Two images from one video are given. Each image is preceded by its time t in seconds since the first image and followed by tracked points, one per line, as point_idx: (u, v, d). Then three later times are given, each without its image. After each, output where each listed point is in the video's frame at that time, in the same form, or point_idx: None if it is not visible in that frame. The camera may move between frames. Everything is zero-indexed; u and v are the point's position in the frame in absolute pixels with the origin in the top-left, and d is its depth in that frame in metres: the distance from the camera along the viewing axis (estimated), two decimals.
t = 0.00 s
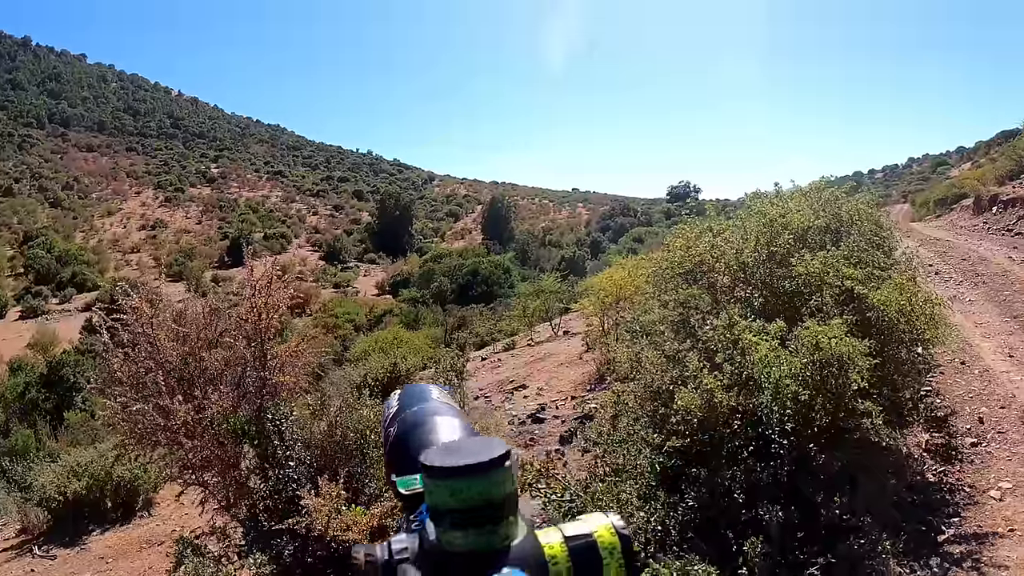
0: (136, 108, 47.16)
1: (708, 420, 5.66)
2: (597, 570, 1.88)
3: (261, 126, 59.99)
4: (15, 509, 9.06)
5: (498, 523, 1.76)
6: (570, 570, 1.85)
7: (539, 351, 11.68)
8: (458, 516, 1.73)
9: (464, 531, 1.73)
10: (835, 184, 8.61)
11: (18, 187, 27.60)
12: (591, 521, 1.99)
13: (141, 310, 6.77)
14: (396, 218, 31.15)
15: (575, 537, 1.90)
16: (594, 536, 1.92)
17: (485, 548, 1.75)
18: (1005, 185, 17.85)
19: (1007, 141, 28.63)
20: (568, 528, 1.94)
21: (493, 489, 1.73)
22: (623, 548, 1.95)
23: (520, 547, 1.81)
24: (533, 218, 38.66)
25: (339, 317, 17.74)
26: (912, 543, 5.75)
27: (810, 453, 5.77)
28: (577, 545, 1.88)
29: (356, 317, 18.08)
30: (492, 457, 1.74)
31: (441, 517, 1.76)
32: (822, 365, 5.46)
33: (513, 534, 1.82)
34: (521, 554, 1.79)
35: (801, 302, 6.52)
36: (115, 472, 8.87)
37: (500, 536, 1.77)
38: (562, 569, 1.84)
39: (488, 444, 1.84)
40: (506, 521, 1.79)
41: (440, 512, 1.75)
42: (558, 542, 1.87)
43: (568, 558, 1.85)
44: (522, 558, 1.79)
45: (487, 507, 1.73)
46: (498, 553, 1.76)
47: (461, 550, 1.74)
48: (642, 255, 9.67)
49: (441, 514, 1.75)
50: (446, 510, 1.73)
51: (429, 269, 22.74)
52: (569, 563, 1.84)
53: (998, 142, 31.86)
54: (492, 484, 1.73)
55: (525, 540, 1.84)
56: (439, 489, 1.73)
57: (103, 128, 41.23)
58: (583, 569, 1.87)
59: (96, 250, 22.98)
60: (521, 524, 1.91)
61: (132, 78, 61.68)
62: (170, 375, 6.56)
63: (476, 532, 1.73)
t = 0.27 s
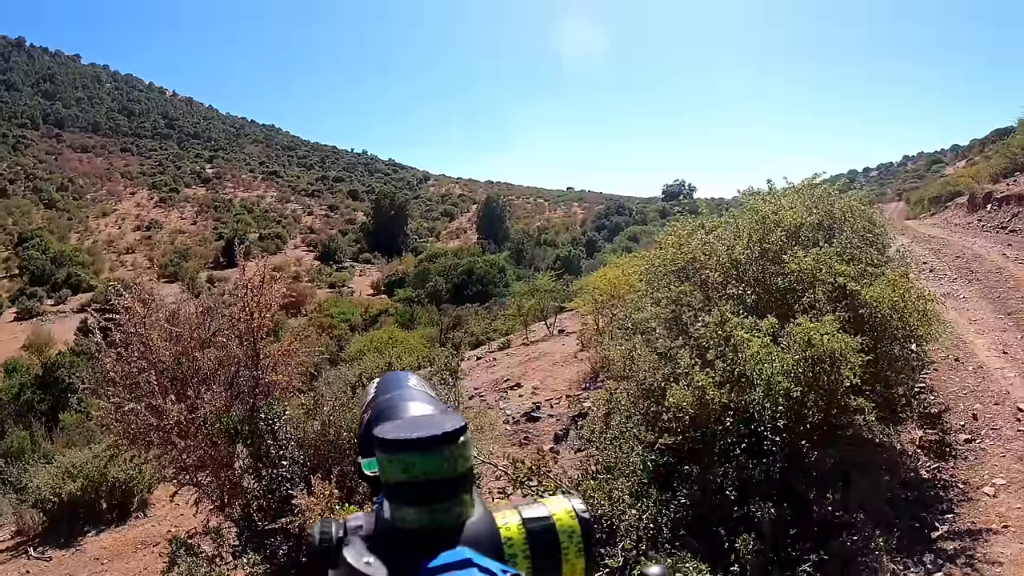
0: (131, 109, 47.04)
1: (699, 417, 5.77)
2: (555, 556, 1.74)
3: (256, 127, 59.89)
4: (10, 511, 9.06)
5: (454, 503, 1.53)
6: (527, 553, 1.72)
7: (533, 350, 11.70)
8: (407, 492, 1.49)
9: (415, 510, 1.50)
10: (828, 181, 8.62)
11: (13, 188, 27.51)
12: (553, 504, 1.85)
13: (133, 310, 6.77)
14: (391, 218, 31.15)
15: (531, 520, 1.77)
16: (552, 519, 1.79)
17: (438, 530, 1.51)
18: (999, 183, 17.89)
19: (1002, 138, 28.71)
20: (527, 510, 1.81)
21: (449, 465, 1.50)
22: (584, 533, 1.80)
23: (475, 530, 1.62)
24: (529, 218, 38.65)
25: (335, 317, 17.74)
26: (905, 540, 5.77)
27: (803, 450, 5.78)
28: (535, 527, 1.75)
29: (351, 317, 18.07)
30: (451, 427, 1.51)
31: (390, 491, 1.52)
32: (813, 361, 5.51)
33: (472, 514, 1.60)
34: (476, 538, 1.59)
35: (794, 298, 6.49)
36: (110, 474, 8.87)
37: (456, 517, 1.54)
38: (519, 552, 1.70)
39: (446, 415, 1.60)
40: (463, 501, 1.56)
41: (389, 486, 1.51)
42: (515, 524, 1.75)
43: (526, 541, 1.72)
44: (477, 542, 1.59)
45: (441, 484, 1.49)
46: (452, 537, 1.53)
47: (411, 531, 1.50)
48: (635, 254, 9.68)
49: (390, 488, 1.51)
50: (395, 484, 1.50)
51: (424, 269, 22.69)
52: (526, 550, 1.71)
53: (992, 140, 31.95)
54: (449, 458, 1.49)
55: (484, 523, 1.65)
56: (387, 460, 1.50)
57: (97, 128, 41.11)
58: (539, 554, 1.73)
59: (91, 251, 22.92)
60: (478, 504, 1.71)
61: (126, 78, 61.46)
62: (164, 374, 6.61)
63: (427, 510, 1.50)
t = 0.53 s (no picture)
0: (125, 110, 46.94)
1: (693, 413, 5.73)
2: (553, 529, 1.65)
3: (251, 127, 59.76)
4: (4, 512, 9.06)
5: (449, 469, 1.47)
6: (523, 525, 1.63)
7: (528, 349, 11.70)
8: (403, 454, 1.44)
9: (411, 473, 1.44)
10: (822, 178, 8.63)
11: (7, 189, 27.43)
12: (550, 477, 1.77)
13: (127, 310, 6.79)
14: (386, 217, 31.12)
15: (531, 492, 1.68)
16: (550, 492, 1.71)
17: (433, 495, 1.45)
18: (994, 181, 17.93)
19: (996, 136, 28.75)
20: (523, 482, 1.72)
21: (445, 427, 1.46)
22: (583, 507, 1.72)
23: (473, 497, 1.53)
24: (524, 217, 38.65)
25: (330, 317, 17.73)
26: (899, 535, 5.79)
27: (797, 446, 5.80)
28: (533, 499, 1.66)
29: (346, 317, 18.05)
30: (449, 389, 1.47)
31: (383, 454, 1.46)
32: (807, 357, 5.52)
33: (469, 480, 1.54)
34: (473, 505, 1.50)
35: (787, 295, 6.50)
36: (105, 475, 8.87)
37: (452, 483, 1.48)
38: (514, 523, 1.62)
39: (444, 382, 1.57)
40: (459, 466, 1.50)
41: (382, 447, 1.46)
42: (512, 495, 1.66)
43: (522, 513, 1.64)
44: (475, 509, 1.50)
45: (438, 446, 1.44)
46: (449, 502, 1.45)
47: (406, 495, 1.44)
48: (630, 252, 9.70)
49: (385, 449, 1.45)
50: (389, 445, 1.44)
51: (419, 268, 22.78)
52: (524, 522, 1.62)
53: (987, 137, 32.00)
54: (446, 420, 1.45)
55: (482, 491, 1.57)
56: (383, 421, 1.45)
57: (91, 129, 41.00)
58: (537, 526, 1.65)
59: (85, 253, 22.86)
60: (472, 472, 1.62)
61: (120, 79, 61.30)
62: (157, 374, 6.64)
63: (423, 474, 1.44)
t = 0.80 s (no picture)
0: (120, 111, 46.88)
1: (688, 411, 5.74)
2: (537, 534, 1.54)
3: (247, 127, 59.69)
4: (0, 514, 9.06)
5: (433, 473, 1.40)
6: (508, 530, 1.51)
7: (524, 348, 11.71)
8: (385, 460, 1.36)
9: (394, 479, 1.37)
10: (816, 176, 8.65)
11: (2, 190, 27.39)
12: (536, 482, 1.66)
13: (122, 310, 6.79)
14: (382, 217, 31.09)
15: (514, 496, 1.56)
16: (537, 497, 1.59)
17: (417, 501, 1.38)
18: (988, 178, 17.99)
19: (991, 134, 28.84)
20: (509, 486, 1.60)
21: (429, 433, 1.36)
22: (569, 511, 1.60)
23: (456, 503, 1.46)
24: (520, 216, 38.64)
25: (326, 317, 17.73)
26: (895, 532, 5.80)
27: (793, 443, 5.83)
28: (518, 504, 1.55)
29: (342, 316, 18.04)
30: (434, 393, 1.37)
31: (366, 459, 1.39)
32: (802, 354, 5.52)
33: (452, 485, 1.46)
34: (457, 512, 1.42)
35: (783, 292, 6.54)
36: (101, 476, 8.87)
37: (436, 489, 1.40)
38: (500, 529, 1.50)
39: (430, 383, 1.47)
40: (444, 471, 1.42)
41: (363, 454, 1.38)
42: (495, 501, 1.54)
43: (507, 518, 1.52)
44: (459, 516, 1.42)
45: (422, 453, 1.36)
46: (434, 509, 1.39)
47: (389, 501, 1.37)
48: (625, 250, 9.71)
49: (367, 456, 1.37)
50: (371, 451, 1.36)
51: (414, 267, 22.84)
52: (507, 527, 1.51)
53: (982, 135, 32.10)
54: (429, 427, 1.36)
55: (465, 498, 1.48)
56: (366, 427, 1.36)
57: (87, 130, 40.93)
58: (521, 532, 1.52)
59: (81, 254, 22.84)
60: (456, 476, 1.54)
61: (115, 79, 61.19)
62: (152, 374, 6.63)
63: (408, 479, 1.37)
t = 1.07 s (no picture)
0: (115, 111, 46.75)
1: (686, 409, 5.74)
2: (538, 535, 1.61)
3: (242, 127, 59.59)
4: None
5: (431, 475, 1.47)
6: (508, 531, 1.58)
7: (521, 347, 11.71)
8: (385, 462, 1.43)
9: (393, 480, 1.44)
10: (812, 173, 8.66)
11: None
12: (536, 483, 1.73)
13: (117, 310, 6.77)
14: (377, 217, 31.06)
15: (515, 497, 1.63)
16: (537, 497, 1.67)
17: (415, 503, 1.44)
18: (984, 176, 18.01)
19: (987, 131, 28.86)
20: (509, 487, 1.67)
21: (428, 434, 1.46)
22: (569, 512, 1.69)
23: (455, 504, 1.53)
24: (517, 216, 38.63)
25: (322, 317, 17.71)
26: (892, 529, 5.80)
27: (790, 440, 5.83)
28: (518, 505, 1.62)
29: (338, 316, 18.01)
30: (431, 395, 1.47)
31: (365, 462, 1.46)
32: (799, 351, 5.54)
33: (451, 486, 1.54)
34: (456, 513, 1.49)
35: (779, 289, 6.55)
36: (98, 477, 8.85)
37: (434, 491, 1.48)
38: (499, 529, 1.57)
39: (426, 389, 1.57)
40: (442, 473, 1.50)
41: (363, 456, 1.45)
42: (497, 502, 1.61)
43: (507, 518, 1.59)
44: (458, 516, 1.49)
45: (421, 454, 1.44)
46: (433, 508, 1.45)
47: (388, 503, 1.43)
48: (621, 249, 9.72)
49: (366, 458, 1.45)
50: (370, 454, 1.44)
51: (410, 267, 22.84)
52: (509, 528, 1.57)
53: (978, 132, 32.15)
54: (428, 428, 1.45)
55: (464, 497, 1.56)
56: (364, 427, 1.44)
57: (82, 131, 40.81)
58: (521, 533, 1.60)
59: (76, 254, 22.78)
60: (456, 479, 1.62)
61: (109, 79, 61.02)
62: (149, 375, 6.63)
63: (407, 481, 1.44)
